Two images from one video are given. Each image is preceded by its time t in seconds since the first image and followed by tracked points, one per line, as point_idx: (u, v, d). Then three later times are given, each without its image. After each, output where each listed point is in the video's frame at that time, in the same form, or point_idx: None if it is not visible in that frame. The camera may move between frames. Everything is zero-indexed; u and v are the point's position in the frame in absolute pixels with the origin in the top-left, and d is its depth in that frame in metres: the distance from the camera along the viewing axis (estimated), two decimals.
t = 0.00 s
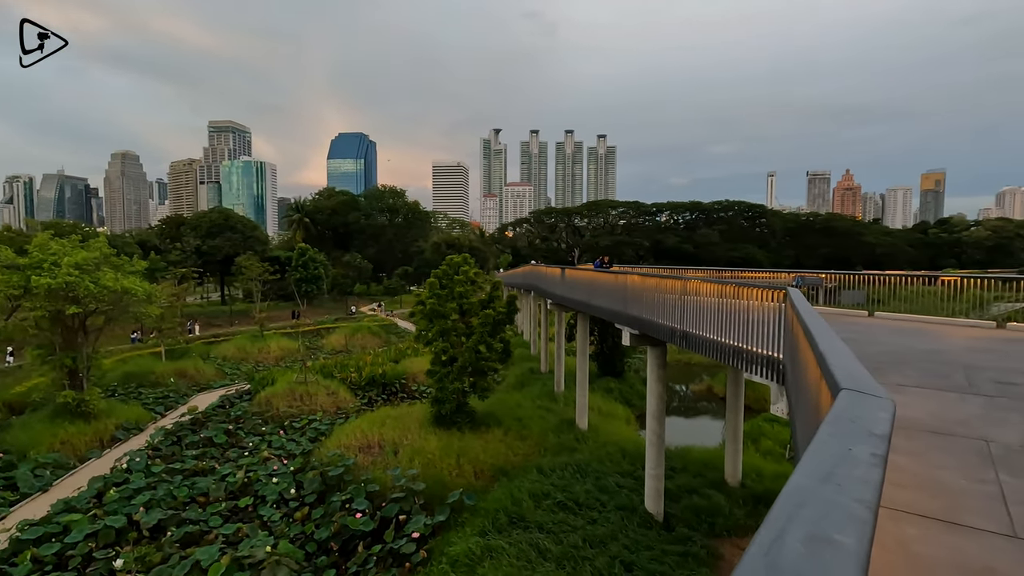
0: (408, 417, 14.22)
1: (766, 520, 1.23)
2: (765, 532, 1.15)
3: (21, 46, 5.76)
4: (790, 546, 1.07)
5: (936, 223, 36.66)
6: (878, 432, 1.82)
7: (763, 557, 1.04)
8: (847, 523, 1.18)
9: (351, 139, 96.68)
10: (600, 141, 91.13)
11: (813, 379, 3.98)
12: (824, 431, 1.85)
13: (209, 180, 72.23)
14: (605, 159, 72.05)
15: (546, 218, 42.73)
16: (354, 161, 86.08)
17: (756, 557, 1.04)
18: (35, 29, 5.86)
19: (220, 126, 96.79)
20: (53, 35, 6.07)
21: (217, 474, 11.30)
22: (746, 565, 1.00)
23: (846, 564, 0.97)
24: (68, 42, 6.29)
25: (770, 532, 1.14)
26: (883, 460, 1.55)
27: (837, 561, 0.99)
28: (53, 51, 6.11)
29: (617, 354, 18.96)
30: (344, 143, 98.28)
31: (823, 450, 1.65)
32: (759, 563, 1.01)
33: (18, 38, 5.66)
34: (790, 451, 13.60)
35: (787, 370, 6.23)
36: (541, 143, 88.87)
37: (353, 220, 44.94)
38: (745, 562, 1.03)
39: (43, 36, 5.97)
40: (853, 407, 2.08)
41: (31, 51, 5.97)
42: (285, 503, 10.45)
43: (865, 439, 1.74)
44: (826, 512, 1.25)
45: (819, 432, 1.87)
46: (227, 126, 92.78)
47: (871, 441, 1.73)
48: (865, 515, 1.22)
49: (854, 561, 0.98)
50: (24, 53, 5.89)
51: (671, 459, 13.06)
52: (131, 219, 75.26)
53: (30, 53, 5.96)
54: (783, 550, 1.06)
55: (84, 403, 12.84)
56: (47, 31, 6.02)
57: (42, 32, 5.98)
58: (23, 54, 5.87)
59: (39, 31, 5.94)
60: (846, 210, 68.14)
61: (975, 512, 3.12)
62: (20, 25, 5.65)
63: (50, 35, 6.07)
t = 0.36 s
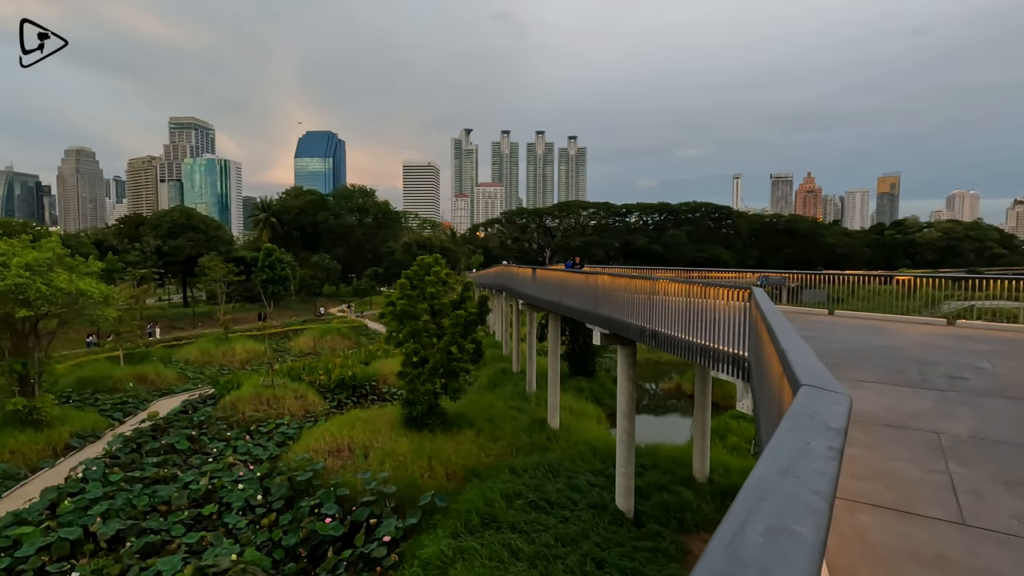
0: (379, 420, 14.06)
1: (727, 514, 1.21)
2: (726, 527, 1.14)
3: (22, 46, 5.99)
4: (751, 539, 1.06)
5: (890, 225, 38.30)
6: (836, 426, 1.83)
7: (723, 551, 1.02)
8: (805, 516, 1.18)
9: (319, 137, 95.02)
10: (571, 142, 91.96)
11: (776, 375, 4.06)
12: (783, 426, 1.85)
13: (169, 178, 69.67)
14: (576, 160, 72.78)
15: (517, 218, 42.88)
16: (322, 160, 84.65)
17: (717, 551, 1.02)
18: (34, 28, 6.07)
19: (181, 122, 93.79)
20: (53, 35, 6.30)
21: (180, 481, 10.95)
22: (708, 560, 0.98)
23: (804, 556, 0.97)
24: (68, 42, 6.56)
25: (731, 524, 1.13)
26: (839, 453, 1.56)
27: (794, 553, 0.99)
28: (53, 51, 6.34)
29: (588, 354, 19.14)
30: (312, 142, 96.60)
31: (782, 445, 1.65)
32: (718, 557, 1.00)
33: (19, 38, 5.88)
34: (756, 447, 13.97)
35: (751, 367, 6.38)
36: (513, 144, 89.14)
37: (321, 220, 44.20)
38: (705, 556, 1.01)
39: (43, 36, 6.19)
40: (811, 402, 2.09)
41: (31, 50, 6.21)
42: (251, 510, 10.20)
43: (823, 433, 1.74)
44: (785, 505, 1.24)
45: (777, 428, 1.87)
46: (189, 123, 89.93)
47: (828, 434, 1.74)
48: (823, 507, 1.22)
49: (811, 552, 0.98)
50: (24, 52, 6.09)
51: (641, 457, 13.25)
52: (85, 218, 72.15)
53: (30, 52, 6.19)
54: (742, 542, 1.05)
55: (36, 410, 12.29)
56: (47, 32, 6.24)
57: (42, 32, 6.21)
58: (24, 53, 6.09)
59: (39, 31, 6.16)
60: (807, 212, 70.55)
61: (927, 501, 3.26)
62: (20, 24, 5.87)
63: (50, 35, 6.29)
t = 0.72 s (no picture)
0: (362, 422, 13.97)
1: (704, 510, 1.22)
2: (703, 523, 1.14)
3: (22, 47, 6.07)
4: (727, 535, 1.07)
5: (866, 226, 39.15)
6: (811, 423, 1.83)
7: (699, 547, 1.03)
8: (781, 511, 1.18)
9: (302, 137, 94.05)
10: (555, 143, 92.38)
11: (755, 374, 4.11)
12: (760, 423, 1.86)
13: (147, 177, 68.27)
14: (559, 161, 73.12)
15: (502, 219, 42.94)
16: (304, 160, 83.78)
17: (694, 547, 1.03)
18: (35, 28, 6.13)
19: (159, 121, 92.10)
20: (53, 35, 6.34)
21: (158, 486, 10.75)
22: (684, 556, 0.99)
23: (779, 552, 0.98)
24: (67, 42, 6.58)
25: (707, 520, 1.14)
26: (814, 449, 1.57)
27: (770, 550, 1.00)
28: (53, 51, 6.40)
29: (572, 354, 19.22)
30: (294, 141, 95.51)
31: (759, 442, 1.65)
32: (696, 553, 1.00)
33: (18, 38, 5.95)
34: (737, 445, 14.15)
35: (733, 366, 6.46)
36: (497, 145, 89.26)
37: (303, 220, 43.75)
38: (683, 552, 1.02)
39: (43, 37, 6.25)
40: (788, 400, 2.10)
41: (32, 50, 6.27)
42: (232, 514, 10.05)
43: (798, 430, 1.75)
44: (761, 500, 1.25)
45: (755, 425, 1.87)
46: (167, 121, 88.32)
47: (803, 432, 1.74)
48: (798, 503, 1.22)
49: (785, 548, 0.99)
50: (23, 52, 6.17)
51: (625, 456, 13.34)
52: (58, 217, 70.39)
53: (30, 53, 6.27)
54: (718, 539, 1.06)
55: (7, 415, 11.97)
56: (48, 32, 6.28)
57: (42, 33, 6.26)
58: (24, 53, 6.17)
59: (39, 32, 6.21)
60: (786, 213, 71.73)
61: (901, 496, 3.33)
62: (20, 25, 5.94)
63: (50, 36, 6.34)
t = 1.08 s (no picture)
0: (347, 424, 13.88)
1: (684, 507, 1.22)
2: (681, 520, 1.14)
3: (22, 47, 5.96)
4: (705, 532, 1.07)
5: (845, 227, 39.92)
6: (788, 421, 1.84)
7: (679, 544, 1.03)
8: (759, 508, 1.18)
9: (284, 136, 93.17)
10: (540, 144, 92.74)
11: (737, 372, 4.14)
12: (738, 422, 1.86)
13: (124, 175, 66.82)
14: (544, 161, 73.40)
15: (487, 219, 42.99)
16: (287, 159, 82.87)
17: (673, 544, 1.03)
18: (35, 28, 6.02)
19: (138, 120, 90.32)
20: (53, 35, 6.21)
21: (137, 491, 10.54)
22: (663, 553, 0.99)
23: (757, 548, 0.98)
24: (67, 42, 6.43)
25: (685, 517, 1.14)
26: (793, 446, 1.57)
27: (748, 545, 1.00)
28: (53, 51, 6.28)
29: (557, 354, 19.28)
30: (276, 141, 94.47)
31: (737, 439, 1.66)
32: (675, 550, 1.00)
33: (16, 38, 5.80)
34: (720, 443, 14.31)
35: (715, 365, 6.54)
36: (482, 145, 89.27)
37: (286, 220, 43.33)
38: (661, 549, 1.02)
39: (43, 37, 6.11)
40: (766, 399, 2.10)
41: (31, 51, 6.16)
42: (213, 519, 9.90)
43: (776, 428, 1.76)
44: (739, 496, 1.25)
45: (734, 424, 1.87)
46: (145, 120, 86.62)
47: (781, 429, 1.75)
48: (775, 499, 1.23)
49: (761, 544, 0.99)
50: (22, 52, 6.03)
51: (610, 456, 13.40)
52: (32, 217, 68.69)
53: (30, 53, 6.15)
54: (697, 535, 1.05)
55: None
56: (48, 31, 6.15)
57: (42, 33, 6.14)
58: (23, 53, 6.03)
59: (39, 32, 6.09)
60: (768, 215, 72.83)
61: (878, 492, 3.39)
62: (19, 25, 5.83)
63: (50, 36, 6.20)
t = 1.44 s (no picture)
0: (331, 426, 13.77)
1: (662, 502, 1.20)
2: (659, 515, 1.12)
3: (21, 47, 5.42)
4: (681, 528, 1.05)
5: (826, 229, 40.63)
6: (767, 418, 1.83)
7: (654, 541, 1.01)
8: (736, 505, 1.17)
9: (267, 136, 92.18)
10: (525, 145, 93.02)
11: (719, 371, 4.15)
12: (717, 419, 1.84)
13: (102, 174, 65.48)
14: (530, 162, 73.59)
15: (472, 220, 42.97)
16: (270, 159, 81.93)
17: (648, 541, 1.01)
18: (34, 28, 5.49)
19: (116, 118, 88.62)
20: (53, 35, 5.69)
21: (116, 497, 10.34)
22: (640, 550, 0.96)
23: (733, 546, 0.97)
24: (68, 42, 5.94)
25: (662, 512, 1.12)
26: (769, 444, 1.56)
27: (724, 543, 0.99)
28: (53, 51, 5.76)
29: (543, 355, 19.31)
30: (259, 140, 93.47)
31: (715, 436, 1.64)
32: (651, 547, 0.98)
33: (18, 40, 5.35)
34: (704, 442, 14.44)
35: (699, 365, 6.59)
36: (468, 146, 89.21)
37: (269, 221, 42.90)
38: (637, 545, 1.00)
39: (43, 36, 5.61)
40: (745, 396, 2.08)
41: (31, 51, 5.63)
42: (194, 524, 9.74)
43: (754, 424, 1.75)
44: (717, 493, 1.23)
45: (712, 421, 1.85)
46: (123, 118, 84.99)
47: (759, 426, 1.73)
48: (751, 496, 1.21)
49: (737, 542, 0.98)
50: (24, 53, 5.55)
51: (595, 455, 13.46)
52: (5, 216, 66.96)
53: (30, 53, 5.62)
54: (674, 532, 1.03)
55: None
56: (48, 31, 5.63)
57: (42, 33, 5.62)
58: (23, 54, 5.53)
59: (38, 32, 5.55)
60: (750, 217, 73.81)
61: (857, 488, 3.45)
62: (20, 25, 5.32)
63: (51, 35, 5.70)
